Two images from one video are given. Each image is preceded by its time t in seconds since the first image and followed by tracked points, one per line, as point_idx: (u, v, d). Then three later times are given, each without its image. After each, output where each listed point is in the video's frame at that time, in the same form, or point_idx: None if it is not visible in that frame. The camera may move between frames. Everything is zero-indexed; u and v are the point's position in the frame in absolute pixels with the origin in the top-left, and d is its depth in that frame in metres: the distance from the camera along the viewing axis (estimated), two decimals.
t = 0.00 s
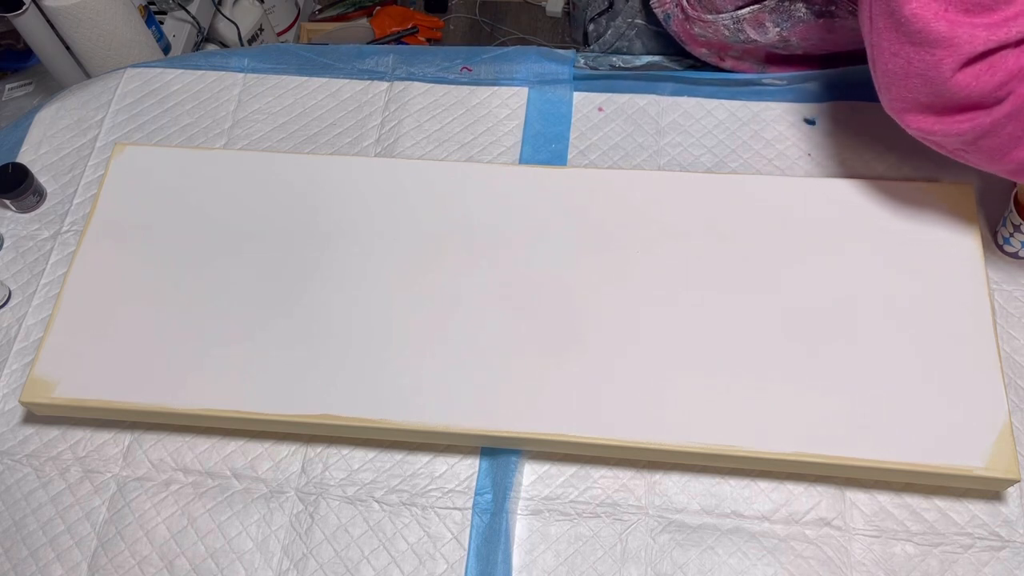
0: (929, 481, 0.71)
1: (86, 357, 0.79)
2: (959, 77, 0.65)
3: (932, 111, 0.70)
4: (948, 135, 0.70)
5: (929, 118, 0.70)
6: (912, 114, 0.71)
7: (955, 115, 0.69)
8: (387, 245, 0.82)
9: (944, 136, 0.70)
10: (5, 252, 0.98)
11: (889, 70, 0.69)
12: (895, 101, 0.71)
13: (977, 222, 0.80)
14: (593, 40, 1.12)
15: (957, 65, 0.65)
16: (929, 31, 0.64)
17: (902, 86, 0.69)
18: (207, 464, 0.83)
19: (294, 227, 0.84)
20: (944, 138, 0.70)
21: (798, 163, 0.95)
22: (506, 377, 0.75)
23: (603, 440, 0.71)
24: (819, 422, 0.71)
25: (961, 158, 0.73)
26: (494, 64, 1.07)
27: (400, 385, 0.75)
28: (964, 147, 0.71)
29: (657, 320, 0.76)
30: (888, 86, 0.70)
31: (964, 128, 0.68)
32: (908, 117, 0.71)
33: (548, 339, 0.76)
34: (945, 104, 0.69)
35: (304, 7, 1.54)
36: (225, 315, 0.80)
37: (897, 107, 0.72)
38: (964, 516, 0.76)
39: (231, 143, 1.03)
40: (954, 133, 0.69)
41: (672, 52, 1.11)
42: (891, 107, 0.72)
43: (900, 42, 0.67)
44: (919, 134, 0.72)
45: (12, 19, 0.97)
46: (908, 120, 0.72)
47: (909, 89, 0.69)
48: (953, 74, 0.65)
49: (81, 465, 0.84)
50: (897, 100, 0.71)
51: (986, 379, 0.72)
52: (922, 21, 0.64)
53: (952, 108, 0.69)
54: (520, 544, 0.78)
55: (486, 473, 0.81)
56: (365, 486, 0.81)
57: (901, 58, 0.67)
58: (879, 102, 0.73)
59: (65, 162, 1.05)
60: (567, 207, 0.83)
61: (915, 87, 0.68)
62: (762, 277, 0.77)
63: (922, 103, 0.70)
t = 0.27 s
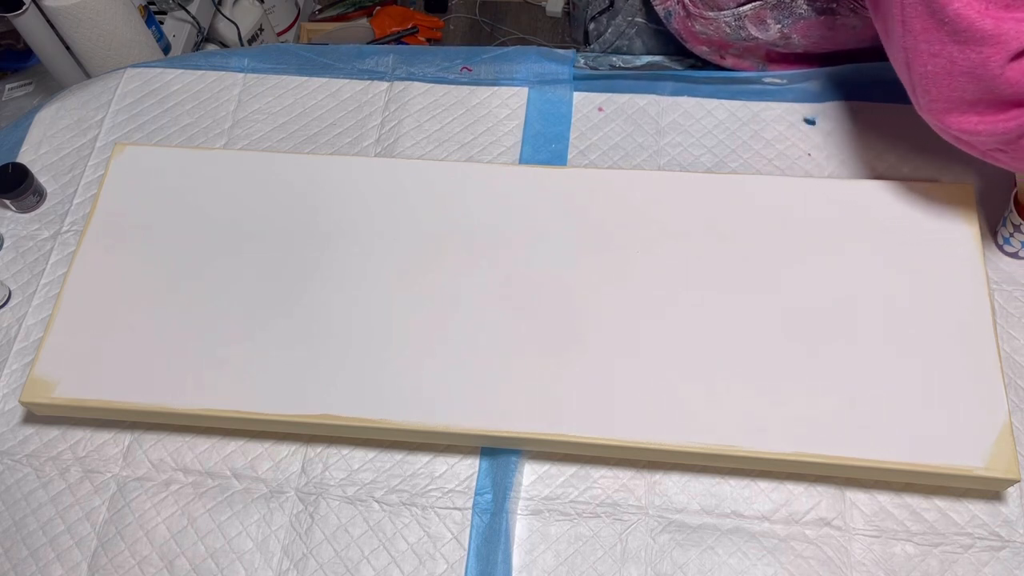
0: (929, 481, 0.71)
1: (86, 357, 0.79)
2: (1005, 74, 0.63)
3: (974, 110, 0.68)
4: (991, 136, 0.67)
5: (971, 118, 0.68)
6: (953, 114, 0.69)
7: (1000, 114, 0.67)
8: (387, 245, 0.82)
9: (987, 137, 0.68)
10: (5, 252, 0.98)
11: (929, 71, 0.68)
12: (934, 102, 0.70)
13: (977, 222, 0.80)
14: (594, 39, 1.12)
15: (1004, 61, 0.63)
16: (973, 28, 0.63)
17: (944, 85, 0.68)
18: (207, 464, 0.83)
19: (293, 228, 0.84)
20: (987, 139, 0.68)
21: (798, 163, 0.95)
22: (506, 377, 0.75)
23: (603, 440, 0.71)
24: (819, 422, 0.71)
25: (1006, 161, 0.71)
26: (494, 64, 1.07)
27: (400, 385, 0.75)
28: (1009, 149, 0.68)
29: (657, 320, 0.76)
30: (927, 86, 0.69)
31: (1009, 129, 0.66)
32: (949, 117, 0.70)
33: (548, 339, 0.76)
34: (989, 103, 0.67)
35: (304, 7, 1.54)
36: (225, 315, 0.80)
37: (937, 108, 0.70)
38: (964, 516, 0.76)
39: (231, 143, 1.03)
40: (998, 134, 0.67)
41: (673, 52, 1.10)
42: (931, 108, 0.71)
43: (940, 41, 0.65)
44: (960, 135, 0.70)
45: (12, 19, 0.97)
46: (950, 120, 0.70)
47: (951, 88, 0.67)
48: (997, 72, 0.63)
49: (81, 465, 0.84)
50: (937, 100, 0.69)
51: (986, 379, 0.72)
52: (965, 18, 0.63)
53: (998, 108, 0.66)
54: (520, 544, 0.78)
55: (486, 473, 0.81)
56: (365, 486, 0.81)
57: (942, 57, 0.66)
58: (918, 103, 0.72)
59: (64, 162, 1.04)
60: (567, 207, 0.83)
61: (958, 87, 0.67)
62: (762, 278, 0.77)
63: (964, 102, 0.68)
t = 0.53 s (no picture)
0: (929, 481, 0.71)
1: (86, 357, 0.79)
2: None
3: (1004, 108, 0.67)
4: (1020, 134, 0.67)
5: (1000, 116, 0.68)
6: (982, 112, 0.69)
7: None
8: (387, 245, 0.82)
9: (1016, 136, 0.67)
10: (5, 252, 0.98)
11: (958, 70, 0.68)
12: (961, 101, 0.69)
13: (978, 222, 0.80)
14: (595, 40, 1.13)
15: None
16: (1000, 27, 0.62)
17: (972, 84, 0.67)
18: (207, 464, 0.83)
19: (293, 228, 0.84)
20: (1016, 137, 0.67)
21: (798, 163, 0.95)
22: (506, 378, 0.75)
23: (603, 440, 0.71)
24: (819, 421, 0.71)
25: None
26: (494, 64, 1.07)
27: (400, 385, 0.75)
28: None
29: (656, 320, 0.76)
30: (956, 86, 0.69)
31: None
32: (978, 116, 0.69)
33: (548, 339, 0.76)
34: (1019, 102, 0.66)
35: (304, 7, 1.54)
36: (225, 315, 0.80)
37: (964, 107, 0.70)
38: (964, 516, 0.76)
39: (231, 143, 1.03)
40: None
41: (673, 52, 1.10)
42: (959, 106, 0.70)
43: (967, 41, 0.65)
44: (989, 133, 0.69)
45: (12, 19, 0.97)
46: (978, 119, 0.69)
47: (980, 86, 0.67)
48: None
49: (81, 465, 0.84)
50: (965, 99, 0.69)
51: (986, 378, 0.72)
52: (993, 17, 0.62)
53: None
54: (520, 544, 0.78)
55: (486, 473, 0.81)
56: (365, 486, 0.81)
57: (969, 57, 0.66)
58: (946, 103, 0.72)
59: (64, 162, 1.05)
60: (568, 207, 0.83)
61: (987, 85, 0.67)
62: (762, 277, 0.77)
63: (993, 101, 0.67)
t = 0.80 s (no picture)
0: (928, 481, 0.71)
1: (86, 357, 0.79)
2: (1004, 64, 0.62)
3: (973, 102, 0.67)
4: (989, 127, 0.67)
5: (969, 110, 0.68)
6: (951, 106, 0.69)
7: (998, 105, 0.66)
8: (387, 245, 0.82)
9: (985, 128, 0.67)
10: (5, 252, 0.98)
11: (927, 64, 0.67)
12: (931, 95, 0.69)
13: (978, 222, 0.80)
14: (595, 40, 1.13)
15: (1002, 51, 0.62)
16: (970, 19, 0.62)
17: (941, 78, 0.67)
18: (207, 464, 0.83)
19: (293, 227, 0.84)
20: (983, 130, 0.68)
21: (798, 163, 0.95)
22: (506, 378, 0.75)
23: (604, 440, 0.71)
24: (819, 421, 0.71)
25: (1002, 152, 0.71)
26: (494, 64, 1.07)
27: (400, 385, 0.75)
28: (1006, 140, 0.68)
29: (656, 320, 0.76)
30: (924, 79, 0.69)
31: (1006, 118, 0.65)
32: (947, 109, 0.69)
33: (548, 339, 0.76)
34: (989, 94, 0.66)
35: (304, 7, 1.54)
36: (225, 315, 0.80)
37: (934, 100, 0.69)
38: (964, 516, 0.76)
39: (231, 143, 1.03)
40: (998, 125, 0.66)
41: (673, 51, 1.10)
42: (927, 101, 0.70)
43: (937, 34, 0.65)
44: (958, 126, 0.69)
45: (12, 19, 0.97)
46: (948, 112, 0.69)
47: (949, 80, 0.67)
48: (994, 62, 0.63)
49: (81, 465, 0.84)
50: (934, 93, 0.69)
51: (986, 378, 0.72)
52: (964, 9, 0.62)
53: (996, 97, 0.66)
54: (520, 544, 0.78)
55: (486, 473, 0.81)
56: (365, 486, 0.81)
57: (938, 50, 0.66)
58: (914, 96, 0.72)
59: (65, 162, 1.05)
60: (567, 207, 0.83)
61: (956, 78, 0.66)
62: (762, 277, 0.77)
63: (963, 94, 0.67)
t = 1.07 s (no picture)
0: (928, 481, 0.71)
1: (86, 357, 0.79)
2: (881, 38, 0.63)
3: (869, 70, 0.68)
4: (885, 91, 0.69)
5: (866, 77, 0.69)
6: (848, 74, 0.70)
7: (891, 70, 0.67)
8: (386, 244, 0.82)
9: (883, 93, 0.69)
10: (5, 252, 0.98)
11: (822, 36, 0.68)
12: (830, 62, 0.70)
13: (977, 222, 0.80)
14: (595, 38, 1.12)
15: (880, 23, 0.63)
16: None
17: (835, 47, 0.67)
18: (207, 464, 0.83)
19: (294, 227, 0.84)
20: (884, 94, 0.69)
21: (798, 163, 0.95)
22: (506, 378, 0.75)
23: (604, 440, 0.71)
24: (819, 421, 0.71)
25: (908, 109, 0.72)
26: (494, 64, 1.07)
27: (400, 385, 0.75)
28: (906, 100, 0.70)
29: (656, 320, 0.76)
30: (823, 48, 0.69)
31: (899, 84, 0.67)
32: (845, 78, 0.70)
33: (548, 339, 0.76)
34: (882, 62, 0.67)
35: (304, 6, 1.54)
36: (225, 315, 0.80)
37: (834, 67, 0.70)
38: (964, 516, 0.76)
39: (231, 143, 1.03)
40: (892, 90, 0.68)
41: (673, 51, 1.10)
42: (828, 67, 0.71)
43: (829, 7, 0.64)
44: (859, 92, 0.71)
45: (12, 19, 0.97)
46: (845, 79, 0.70)
47: (841, 50, 0.67)
48: (878, 34, 0.63)
49: (81, 465, 0.84)
50: (833, 60, 0.69)
51: (986, 378, 0.72)
52: None
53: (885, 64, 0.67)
54: (520, 544, 0.78)
55: (487, 473, 0.81)
56: (365, 486, 0.81)
57: (831, 20, 0.65)
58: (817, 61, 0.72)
59: (65, 162, 1.05)
60: (567, 207, 0.83)
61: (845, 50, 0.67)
62: (762, 278, 0.77)
63: (856, 64, 0.68)
